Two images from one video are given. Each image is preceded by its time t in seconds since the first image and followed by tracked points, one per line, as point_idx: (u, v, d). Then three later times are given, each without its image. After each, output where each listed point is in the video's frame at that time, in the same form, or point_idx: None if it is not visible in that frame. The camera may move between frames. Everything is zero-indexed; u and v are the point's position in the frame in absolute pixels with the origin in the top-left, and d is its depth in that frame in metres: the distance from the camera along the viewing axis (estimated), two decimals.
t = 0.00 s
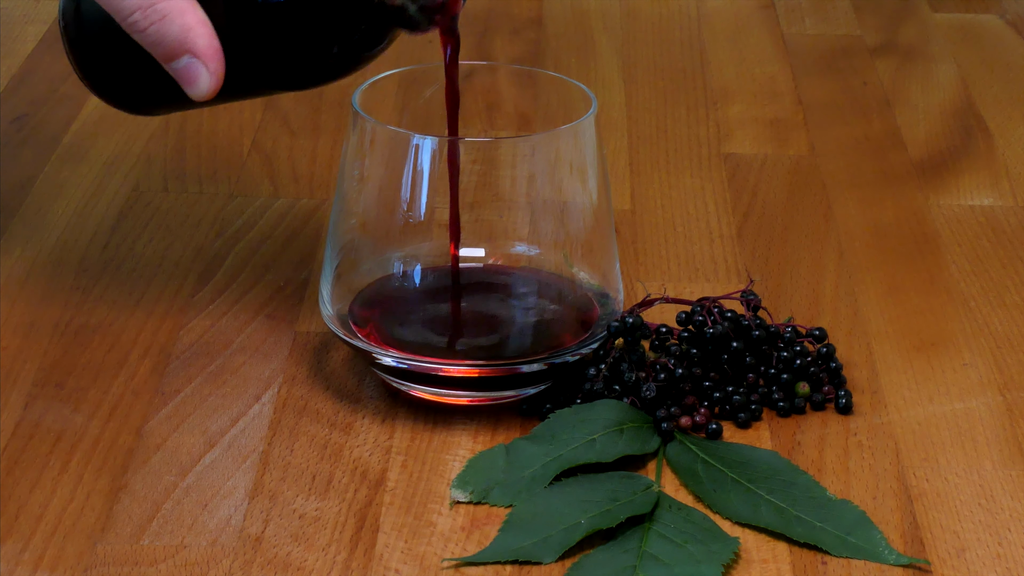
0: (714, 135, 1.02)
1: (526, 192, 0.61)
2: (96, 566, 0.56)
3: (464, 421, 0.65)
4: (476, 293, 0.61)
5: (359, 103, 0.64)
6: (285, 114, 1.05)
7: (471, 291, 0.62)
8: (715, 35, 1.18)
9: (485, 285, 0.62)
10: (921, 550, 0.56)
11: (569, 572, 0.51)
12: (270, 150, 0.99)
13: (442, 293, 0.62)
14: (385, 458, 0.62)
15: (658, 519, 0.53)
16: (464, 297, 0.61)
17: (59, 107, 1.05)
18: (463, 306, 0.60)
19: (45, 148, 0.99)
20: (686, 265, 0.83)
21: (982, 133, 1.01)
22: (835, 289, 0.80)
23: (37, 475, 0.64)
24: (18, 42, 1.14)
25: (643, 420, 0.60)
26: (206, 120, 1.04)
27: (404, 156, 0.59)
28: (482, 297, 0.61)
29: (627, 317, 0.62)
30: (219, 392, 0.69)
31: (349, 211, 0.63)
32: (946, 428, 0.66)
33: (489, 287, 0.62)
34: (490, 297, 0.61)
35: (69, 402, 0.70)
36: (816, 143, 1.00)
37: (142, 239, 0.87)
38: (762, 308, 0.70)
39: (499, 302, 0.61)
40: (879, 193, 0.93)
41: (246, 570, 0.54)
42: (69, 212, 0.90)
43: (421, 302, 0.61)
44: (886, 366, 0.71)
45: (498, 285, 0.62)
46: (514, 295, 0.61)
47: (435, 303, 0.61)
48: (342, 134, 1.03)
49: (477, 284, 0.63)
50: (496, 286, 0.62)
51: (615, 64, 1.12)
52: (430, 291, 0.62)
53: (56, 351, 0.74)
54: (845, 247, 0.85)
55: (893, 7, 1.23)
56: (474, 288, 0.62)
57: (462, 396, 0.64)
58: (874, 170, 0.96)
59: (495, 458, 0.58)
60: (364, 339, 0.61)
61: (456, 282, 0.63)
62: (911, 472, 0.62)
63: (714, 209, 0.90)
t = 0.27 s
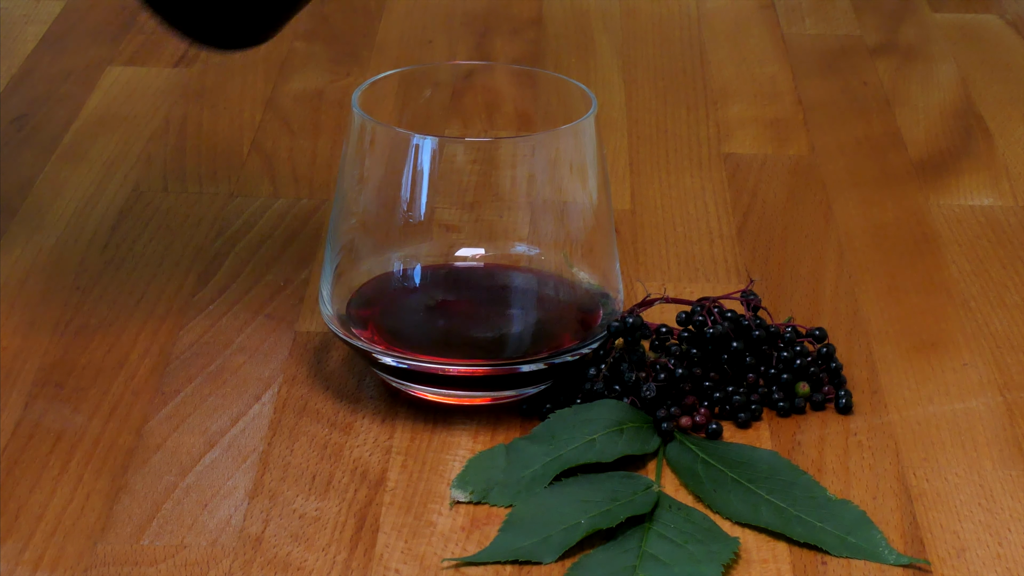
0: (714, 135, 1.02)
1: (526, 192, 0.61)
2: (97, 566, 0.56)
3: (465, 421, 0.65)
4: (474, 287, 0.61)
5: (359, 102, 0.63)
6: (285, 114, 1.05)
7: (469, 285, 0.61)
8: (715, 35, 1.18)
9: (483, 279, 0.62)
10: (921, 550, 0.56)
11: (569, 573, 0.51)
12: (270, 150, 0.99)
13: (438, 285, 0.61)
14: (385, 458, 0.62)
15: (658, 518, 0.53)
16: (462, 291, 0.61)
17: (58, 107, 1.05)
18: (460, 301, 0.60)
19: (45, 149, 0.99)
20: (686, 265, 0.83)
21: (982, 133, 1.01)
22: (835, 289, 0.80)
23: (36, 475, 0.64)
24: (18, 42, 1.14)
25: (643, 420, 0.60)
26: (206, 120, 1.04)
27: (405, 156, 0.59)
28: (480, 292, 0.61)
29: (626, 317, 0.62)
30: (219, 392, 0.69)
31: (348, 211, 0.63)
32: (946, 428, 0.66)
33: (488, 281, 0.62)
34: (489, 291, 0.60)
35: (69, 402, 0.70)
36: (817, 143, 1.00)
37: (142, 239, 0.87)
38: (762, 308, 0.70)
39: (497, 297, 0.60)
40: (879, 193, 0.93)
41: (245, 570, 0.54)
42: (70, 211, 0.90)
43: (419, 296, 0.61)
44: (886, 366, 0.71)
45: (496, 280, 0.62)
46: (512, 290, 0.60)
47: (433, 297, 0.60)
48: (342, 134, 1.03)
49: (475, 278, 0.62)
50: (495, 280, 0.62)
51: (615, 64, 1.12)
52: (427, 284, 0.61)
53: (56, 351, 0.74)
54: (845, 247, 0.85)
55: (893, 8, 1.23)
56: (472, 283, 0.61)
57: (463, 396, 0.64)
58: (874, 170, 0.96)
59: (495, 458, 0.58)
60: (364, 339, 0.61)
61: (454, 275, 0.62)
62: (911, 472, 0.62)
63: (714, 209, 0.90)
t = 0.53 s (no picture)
0: (714, 135, 1.02)
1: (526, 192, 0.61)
2: (97, 567, 0.56)
3: (465, 421, 0.65)
4: (472, 287, 0.61)
5: (359, 102, 0.63)
6: (285, 114, 1.05)
7: (467, 285, 0.61)
8: (715, 35, 1.18)
9: (480, 277, 0.62)
10: (921, 550, 0.56)
11: (569, 573, 0.51)
12: (270, 151, 0.99)
13: (437, 285, 0.61)
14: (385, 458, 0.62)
15: (659, 519, 0.53)
16: (461, 292, 0.61)
17: (59, 107, 1.05)
18: (460, 302, 0.60)
19: (46, 149, 0.99)
20: (686, 265, 0.83)
21: (982, 133, 1.01)
22: (835, 289, 0.80)
23: (37, 475, 0.64)
24: (18, 43, 1.14)
25: (643, 420, 0.60)
26: (206, 119, 1.04)
27: (404, 156, 0.59)
28: (480, 291, 0.61)
29: (627, 317, 0.62)
30: (219, 392, 0.69)
31: (349, 212, 0.63)
32: (946, 428, 0.66)
33: (486, 279, 0.62)
34: (488, 291, 0.61)
35: (69, 402, 0.70)
36: (817, 143, 1.00)
37: (142, 239, 0.87)
38: (762, 309, 0.70)
39: (497, 295, 0.60)
40: (879, 193, 0.93)
41: (245, 570, 0.54)
42: (70, 212, 0.90)
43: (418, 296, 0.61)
44: (886, 366, 0.71)
45: (494, 279, 0.62)
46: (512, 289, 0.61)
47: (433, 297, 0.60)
48: (342, 134, 1.03)
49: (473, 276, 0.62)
50: (493, 279, 0.62)
51: (615, 64, 1.12)
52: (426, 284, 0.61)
53: (57, 351, 0.74)
54: (845, 247, 0.85)
55: (893, 7, 1.23)
56: (470, 282, 0.61)
57: (462, 396, 0.64)
58: (874, 170, 0.96)
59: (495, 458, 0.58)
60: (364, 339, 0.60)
61: (451, 275, 0.62)
62: (911, 472, 0.62)
63: (714, 209, 0.90)
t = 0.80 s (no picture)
0: (714, 135, 1.02)
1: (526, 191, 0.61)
2: (97, 567, 0.56)
3: (465, 421, 0.65)
4: (469, 289, 0.61)
5: (359, 104, 0.63)
6: (285, 114, 1.05)
7: (464, 288, 0.61)
8: (715, 34, 1.18)
9: (477, 280, 0.62)
10: (921, 550, 0.56)
11: (569, 573, 0.51)
12: (270, 151, 0.99)
13: (433, 290, 0.61)
14: (384, 458, 0.62)
15: (658, 519, 0.53)
16: (457, 294, 0.61)
17: (58, 107, 1.05)
18: (457, 305, 0.60)
19: (45, 149, 0.99)
20: (686, 265, 0.83)
21: (982, 133, 1.01)
22: (835, 289, 0.80)
23: (36, 475, 0.64)
24: (18, 43, 1.14)
25: (643, 420, 0.60)
26: (206, 119, 1.04)
27: (405, 155, 0.59)
28: (476, 293, 0.61)
29: (627, 318, 0.62)
30: (219, 392, 0.69)
31: (348, 212, 0.63)
32: (946, 428, 0.66)
33: (482, 282, 0.62)
34: (484, 293, 0.61)
35: (69, 402, 0.70)
36: (817, 143, 1.00)
37: (142, 239, 0.87)
38: (762, 309, 0.70)
39: (492, 297, 0.60)
40: (879, 193, 0.93)
41: (245, 571, 0.54)
42: (70, 211, 0.90)
43: (415, 301, 0.61)
44: (886, 366, 0.71)
45: (490, 280, 0.62)
46: (507, 292, 0.61)
47: (430, 301, 0.60)
48: (342, 134, 1.03)
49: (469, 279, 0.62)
50: (489, 281, 0.62)
51: (615, 64, 1.12)
52: (423, 289, 0.61)
53: (56, 351, 0.74)
54: (845, 247, 0.85)
55: (893, 7, 1.23)
56: (467, 285, 0.61)
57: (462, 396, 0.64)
58: (874, 169, 0.96)
59: (495, 458, 0.58)
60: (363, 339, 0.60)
61: (448, 279, 0.62)
62: (910, 472, 0.62)
63: (714, 209, 0.90)
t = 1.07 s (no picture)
0: (714, 135, 1.02)
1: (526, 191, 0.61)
2: (97, 566, 0.56)
3: (465, 421, 0.65)
4: (469, 289, 0.61)
5: (359, 104, 0.63)
6: (285, 114, 1.05)
7: (463, 288, 0.61)
8: (715, 35, 1.18)
9: (476, 279, 0.62)
10: (921, 550, 0.56)
11: (569, 573, 0.51)
12: (270, 150, 0.99)
13: (433, 290, 0.61)
14: (384, 458, 0.62)
15: (658, 519, 0.53)
16: (457, 294, 0.61)
17: (58, 106, 1.05)
18: (457, 305, 0.60)
19: (45, 148, 0.99)
20: (686, 265, 0.83)
21: (982, 133, 1.01)
22: (835, 289, 0.80)
23: (36, 475, 0.64)
24: (18, 43, 1.14)
25: (643, 420, 0.60)
26: (206, 119, 1.04)
27: (405, 155, 0.59)
28: (475, 294, 0.61)
29: (627, 318, 0.62)
30: (219, 392, 0.69)
31: (348, 212, 0.63)
32: (946, 428, 0.66)
33: (481, 281, 0.62)
34: (484, 293, 0.61)
35: (68, 402, 0.69)
36: (817, 143, 1.00)
37: (142, 239, 0.87)
38: (762, 309, 0.70)
39: (492, 298, 0.60)
40: (879, 193, 0.93)
41: (245, 570, 0.54)
42: (70, 211, 0.90)
43: (414, 302, 0.60)
44: (886, 366, 0.71)
45: (489, 280, 0.62)
46: (507, 292, 0.61)
47: (430, 302, 0.60)
48: (342, 134, 1.03)
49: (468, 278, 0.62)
50: (488, 281, 0.62)
51: (615, 64, 1.12)
52: (422, 289, 0.61)
53: (56, 351, 0.74)
54: (845, 246, 0.85)
55: (893, 8, 1.23)
56: (466, 284, 0.61)
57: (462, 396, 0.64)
58: (874, 170, 0.96)
59: (495, 458, 0.58)
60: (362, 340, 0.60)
61: (447, 277, 0.62)
62: (910, 472, 0.62)
63: (714, 209, 0.90)
